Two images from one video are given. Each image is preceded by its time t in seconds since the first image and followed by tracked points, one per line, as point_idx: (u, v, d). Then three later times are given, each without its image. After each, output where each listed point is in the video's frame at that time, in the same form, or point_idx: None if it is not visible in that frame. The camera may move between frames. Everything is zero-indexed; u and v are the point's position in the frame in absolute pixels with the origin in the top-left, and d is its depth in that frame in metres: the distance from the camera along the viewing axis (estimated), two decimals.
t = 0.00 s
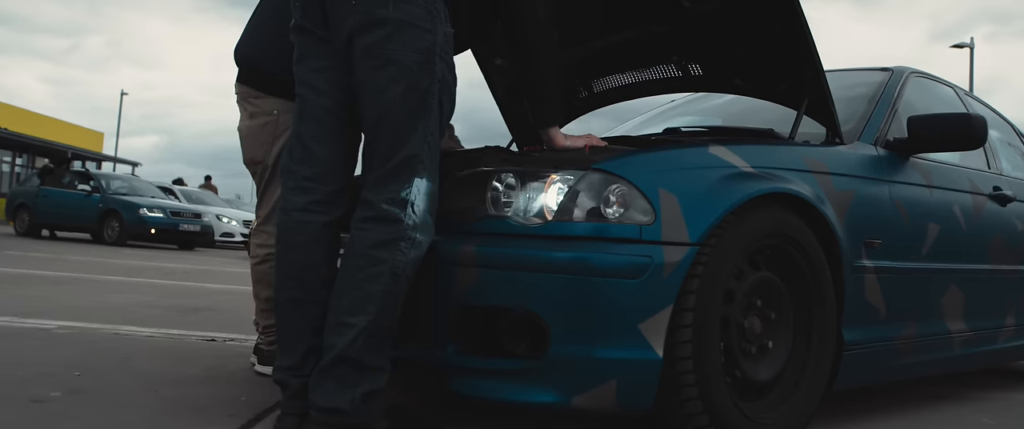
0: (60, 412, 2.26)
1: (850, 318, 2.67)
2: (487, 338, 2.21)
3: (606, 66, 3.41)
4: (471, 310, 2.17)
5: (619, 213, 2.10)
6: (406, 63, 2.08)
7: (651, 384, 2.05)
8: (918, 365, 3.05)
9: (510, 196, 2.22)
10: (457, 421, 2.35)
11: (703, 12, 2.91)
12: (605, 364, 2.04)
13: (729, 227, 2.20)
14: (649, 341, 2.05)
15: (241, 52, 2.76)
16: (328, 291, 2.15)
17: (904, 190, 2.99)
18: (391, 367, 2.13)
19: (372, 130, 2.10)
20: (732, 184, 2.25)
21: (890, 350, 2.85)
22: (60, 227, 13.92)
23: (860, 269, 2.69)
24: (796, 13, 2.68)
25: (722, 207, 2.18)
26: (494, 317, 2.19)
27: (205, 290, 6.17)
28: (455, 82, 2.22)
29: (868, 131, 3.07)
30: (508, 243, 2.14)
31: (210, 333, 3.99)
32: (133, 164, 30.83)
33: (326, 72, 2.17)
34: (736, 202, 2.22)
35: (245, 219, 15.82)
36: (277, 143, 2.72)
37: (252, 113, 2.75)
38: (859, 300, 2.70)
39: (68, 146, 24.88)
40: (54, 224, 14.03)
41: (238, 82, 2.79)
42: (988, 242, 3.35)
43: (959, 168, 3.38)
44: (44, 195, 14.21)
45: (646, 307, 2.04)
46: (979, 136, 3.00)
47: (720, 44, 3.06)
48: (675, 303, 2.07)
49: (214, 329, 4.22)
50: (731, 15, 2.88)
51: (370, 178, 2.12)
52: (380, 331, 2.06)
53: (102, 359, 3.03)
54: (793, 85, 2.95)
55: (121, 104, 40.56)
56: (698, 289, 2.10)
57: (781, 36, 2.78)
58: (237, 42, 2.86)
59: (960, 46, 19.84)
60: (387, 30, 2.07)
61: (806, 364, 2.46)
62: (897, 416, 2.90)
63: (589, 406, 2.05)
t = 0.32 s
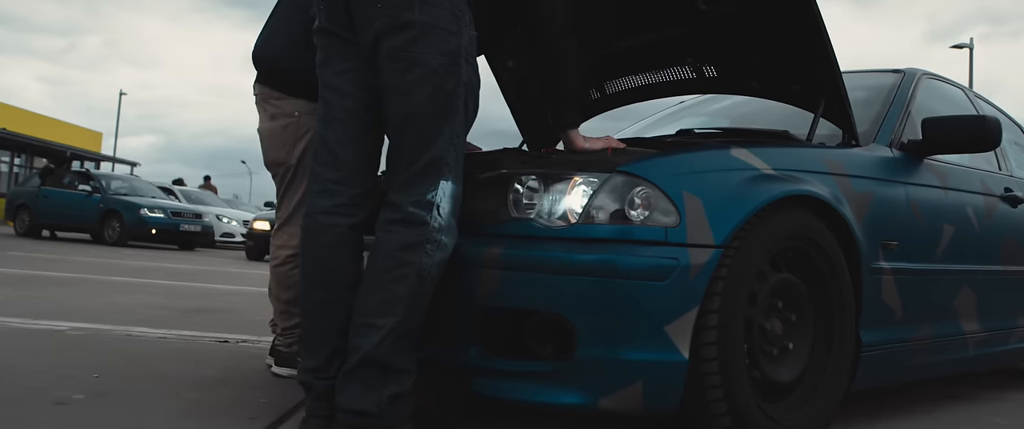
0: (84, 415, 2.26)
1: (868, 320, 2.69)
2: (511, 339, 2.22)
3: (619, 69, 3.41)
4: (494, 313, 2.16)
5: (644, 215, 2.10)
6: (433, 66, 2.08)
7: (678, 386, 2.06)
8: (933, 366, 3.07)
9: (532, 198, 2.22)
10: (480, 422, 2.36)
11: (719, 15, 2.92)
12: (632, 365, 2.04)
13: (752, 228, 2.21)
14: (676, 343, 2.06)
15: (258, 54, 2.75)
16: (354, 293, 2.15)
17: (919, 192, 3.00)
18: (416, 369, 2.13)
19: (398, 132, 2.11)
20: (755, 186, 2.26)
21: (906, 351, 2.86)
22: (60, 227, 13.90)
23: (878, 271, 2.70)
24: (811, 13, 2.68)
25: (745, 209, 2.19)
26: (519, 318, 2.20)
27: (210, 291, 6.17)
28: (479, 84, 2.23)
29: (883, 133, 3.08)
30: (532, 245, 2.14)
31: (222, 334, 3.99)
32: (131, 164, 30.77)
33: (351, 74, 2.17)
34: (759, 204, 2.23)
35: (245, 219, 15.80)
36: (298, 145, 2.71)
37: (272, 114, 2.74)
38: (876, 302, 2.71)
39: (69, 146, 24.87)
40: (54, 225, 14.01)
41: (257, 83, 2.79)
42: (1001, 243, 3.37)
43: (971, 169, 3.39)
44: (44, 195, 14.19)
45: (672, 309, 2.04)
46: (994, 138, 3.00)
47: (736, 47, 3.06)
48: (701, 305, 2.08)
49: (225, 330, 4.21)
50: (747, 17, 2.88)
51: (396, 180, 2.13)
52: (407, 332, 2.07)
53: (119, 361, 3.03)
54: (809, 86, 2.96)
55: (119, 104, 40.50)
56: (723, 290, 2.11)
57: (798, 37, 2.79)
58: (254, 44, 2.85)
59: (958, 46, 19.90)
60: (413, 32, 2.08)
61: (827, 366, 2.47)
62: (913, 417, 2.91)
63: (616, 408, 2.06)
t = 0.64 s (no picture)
0: (105, 417, 2.26)
1: (884, 321, 2.70)
2: (532, 341, 2.22)
3: (632, 70, 3.42)
4: (517, 314, 2.17)
5: (667, 218, 2.11)
6: (456, 69, 2.09)
7: (702, 388, 2.07)
8: (946, 367, 3.08)
9: (553, 200, 2.22)
10: (500, 423, 2.36)
11: (734, 17, 2.93)
12: (656, 368, 2.05)
13: (774, 231, 2.22)
14: (700, 346, 2.06)
15: (275, 55, 2.76)
16: (377, 295, 2.15)
17: (933, 193, 3.01)
18: (439, 371, 2.13)
19: (421, 135, 2.11)
20: (775, 189, 2.27)
21: (920, 352, 2.87)
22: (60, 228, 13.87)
23: (894, 273, 2.72)
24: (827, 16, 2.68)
25: (766, 212, 2.20)
26: (541, 320, 2.20)
27: (215, 292, 6.16)
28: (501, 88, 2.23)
29: (897, 135, 3.09)
30: (555, 247, 2.14)
31: (232, 335, 3.99)
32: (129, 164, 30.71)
33: (373, 76, 2.17)
34: (780, 207, 2.23)
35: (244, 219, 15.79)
36: (319, 147, 2.72)
37: (292, 116, 2.75)
38: (892, 304, 2.73)
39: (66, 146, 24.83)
40: (54, 225, 13.98)
41: (277, 85, 2.80)
42: (1012, 245, 3.38)
43: (982, 171, 3.41)
44: (44, 195, 14.17)
45: (696, 311, 2.05)
46: (1007, 140, 3.01)
47: (750, 49, 3.07)
48: (724, 307, 2.09)
49: (235, 331, 4.21)
50: (762, 19, 2.88)
51: (419, 183, 2.13)
52: (430, 334, 2.07)
53: (133, 363, 3.03)
54: (824, 88, 2.97)
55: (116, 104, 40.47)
56: (745, 293, 2.12)
57: (813, 39, 2.79)
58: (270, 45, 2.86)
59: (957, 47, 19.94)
60: (437, 35, 2.08)
61: (844, 367, 2.48)
62: (927, 418, 2.92)
63: (640, 410, 2.07)
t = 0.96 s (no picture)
0: (125, 419, 2.25)
1: (899, 322, 2.71)
2: (553, 342, 2.23)
3: (644, 70, 3.42)
4: (538, 316, 2.17)
5: (689, 220, 2.12)
6: (479, 71, 2.08)
7: (725, 389, 2.07)
8: (959, 367, 3.09)
9: (573, 201, 2.23)
10: (520, 424, 2.36)
11: (749, 19, 2.93)
12: (679, 369, 2.06)
13: (794, 233, 2.22)
14: (722, 347, 2.07)
15: (292, 56, 2.75)
16: (399, 297, 2.15)
17: (946, 195, 3.03)
18: (461, 372, 2.13)
19: (443, 137, 2.11)
20: (795, 191, 2.28)
21: (934, 353, 2.88)
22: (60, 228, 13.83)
23: (909, 274, 2.73)
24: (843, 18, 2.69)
25: (787, 214, 2.21)
26: (563, 322, 2.21)
27: (220, 292, 6.16)
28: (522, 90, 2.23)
29: (910, 136, 3.11)
30: (577, 249, 2.14)
31: (242, 336, 3.99)
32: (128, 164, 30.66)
33: (395, 78, 2.17)
34: (800, 209, 2.24)
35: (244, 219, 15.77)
36: (338, 148, 2.73)
37: (310, 117, 2.76)
38: (907, 305, 2.74)
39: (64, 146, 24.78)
40: (53, 225, 13.95)
41: (295, 86, 2.80)
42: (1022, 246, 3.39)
43: (993, 173, 3.42)
44: (44, 195, 14.13)
45: (718, 313, 2.06)
46: (1019, 142, 3.03)
47: (762, 50, 3.06)
48: (746, 309, 2.09)
49: (245, 332, 4.21)
50: (776, 21, 2.89)
51: (441, 185, 2.13)
52: (452, 335, 2.07)
53: (147, 364, 3.02)
54: (839, 90, 2.98)
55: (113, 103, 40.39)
56: (767, 294, 2.12)
57: (828, 41, 2.79)
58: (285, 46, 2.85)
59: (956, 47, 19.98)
60: (459, 38, 2.08)
61: (861, 367, 2.50)
62: (941, 418, 2.93)
63: (663, 411, 2.08)
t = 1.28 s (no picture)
0: (145, 421, 2.25)
1: (914, 323, 2.72)
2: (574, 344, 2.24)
3: (656, 71, 3.42)
4: (559, 318, 2.18)
5: (710, 222, 2.12)
6: (501, 73, 2.09)
7: (747, 391, 2.08)
8: (971, 368, 3.10)
9: (592, 203, 2.23)
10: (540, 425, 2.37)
11: (763, 21, 2.94)
12: (701, 371, 2.06)
13: (814, 235, 2.23)
14: (745, 349, 2.08)
15: (306, 57, 2.75)
16: (421, 299, 2.15)
17: (958, 196, 3.04)
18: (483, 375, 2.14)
19: (465, 139, 2.11)
20: (815, 193, 2.29)
21: (947, 354, 2.89)
22: (60, 228, 13.80)
23: (924, 275, 2.74)
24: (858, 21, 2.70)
25: (808, 217, 2.21)
26: (584, 324, 2.21)
27: (225, 293, 6.16)
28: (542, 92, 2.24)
29: (922, 138, 3.12)
30: (599, 251, 2.15)
31: (251, 337, 3.99)
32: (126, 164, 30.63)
33: (416, 80, 2.17)
34: (821, 212, 2.25)
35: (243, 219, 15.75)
36: (356, 151, 2.74)
37: (327, 119, 2.76)
38: (921, 306, 2.75)
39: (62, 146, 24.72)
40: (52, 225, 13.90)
41: (312, 88, 2.80)
42: None
43: (1003, 174, 3.43)
44: (43, 195, 14.09)
45: (741, 315, 2.07)
46: None
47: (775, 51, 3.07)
48: (768, 311, 2.10)
49: (254, 333, 4.20)
50: (791, 23, 2.90)
51: (463, 187, 2.13)
52: (475, 337, 2.07)
53: (161, 366, 3.02)
54: (853, 91, 2.99)
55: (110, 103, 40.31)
56: (788, 297, 2.13)
57: (843, 44, 2.80)
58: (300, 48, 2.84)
59: (954, 48, 20.01)
60: (482, 40, 2.08)
61: (878, 367, 2.51)
62: (954, 419, 2.94)
63: (686, 413, 2.08)
